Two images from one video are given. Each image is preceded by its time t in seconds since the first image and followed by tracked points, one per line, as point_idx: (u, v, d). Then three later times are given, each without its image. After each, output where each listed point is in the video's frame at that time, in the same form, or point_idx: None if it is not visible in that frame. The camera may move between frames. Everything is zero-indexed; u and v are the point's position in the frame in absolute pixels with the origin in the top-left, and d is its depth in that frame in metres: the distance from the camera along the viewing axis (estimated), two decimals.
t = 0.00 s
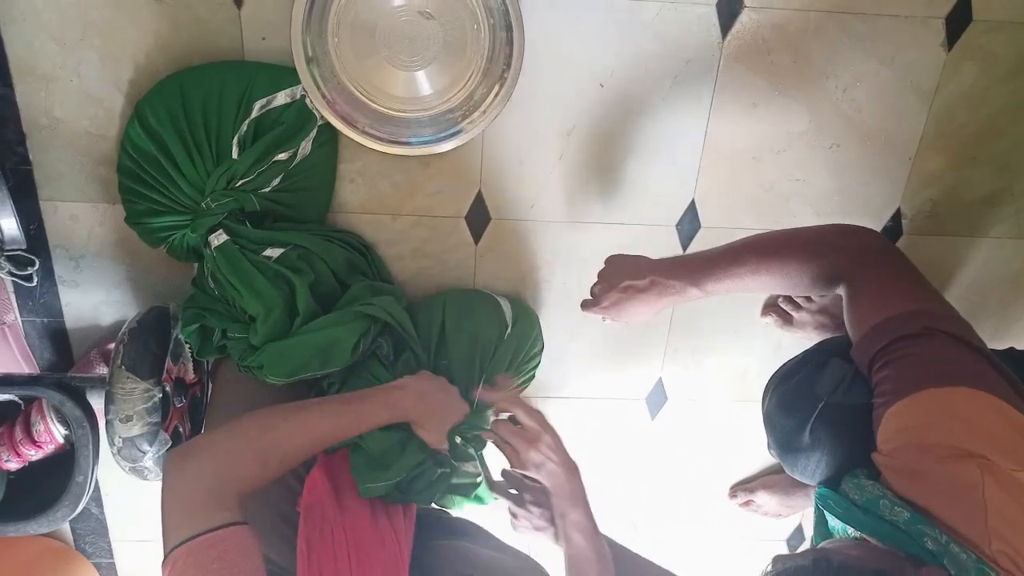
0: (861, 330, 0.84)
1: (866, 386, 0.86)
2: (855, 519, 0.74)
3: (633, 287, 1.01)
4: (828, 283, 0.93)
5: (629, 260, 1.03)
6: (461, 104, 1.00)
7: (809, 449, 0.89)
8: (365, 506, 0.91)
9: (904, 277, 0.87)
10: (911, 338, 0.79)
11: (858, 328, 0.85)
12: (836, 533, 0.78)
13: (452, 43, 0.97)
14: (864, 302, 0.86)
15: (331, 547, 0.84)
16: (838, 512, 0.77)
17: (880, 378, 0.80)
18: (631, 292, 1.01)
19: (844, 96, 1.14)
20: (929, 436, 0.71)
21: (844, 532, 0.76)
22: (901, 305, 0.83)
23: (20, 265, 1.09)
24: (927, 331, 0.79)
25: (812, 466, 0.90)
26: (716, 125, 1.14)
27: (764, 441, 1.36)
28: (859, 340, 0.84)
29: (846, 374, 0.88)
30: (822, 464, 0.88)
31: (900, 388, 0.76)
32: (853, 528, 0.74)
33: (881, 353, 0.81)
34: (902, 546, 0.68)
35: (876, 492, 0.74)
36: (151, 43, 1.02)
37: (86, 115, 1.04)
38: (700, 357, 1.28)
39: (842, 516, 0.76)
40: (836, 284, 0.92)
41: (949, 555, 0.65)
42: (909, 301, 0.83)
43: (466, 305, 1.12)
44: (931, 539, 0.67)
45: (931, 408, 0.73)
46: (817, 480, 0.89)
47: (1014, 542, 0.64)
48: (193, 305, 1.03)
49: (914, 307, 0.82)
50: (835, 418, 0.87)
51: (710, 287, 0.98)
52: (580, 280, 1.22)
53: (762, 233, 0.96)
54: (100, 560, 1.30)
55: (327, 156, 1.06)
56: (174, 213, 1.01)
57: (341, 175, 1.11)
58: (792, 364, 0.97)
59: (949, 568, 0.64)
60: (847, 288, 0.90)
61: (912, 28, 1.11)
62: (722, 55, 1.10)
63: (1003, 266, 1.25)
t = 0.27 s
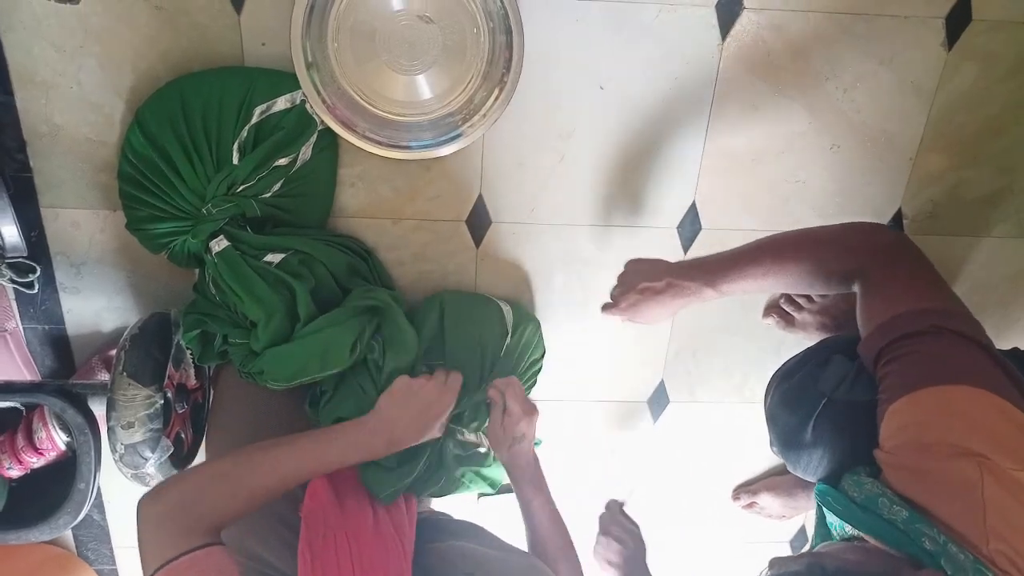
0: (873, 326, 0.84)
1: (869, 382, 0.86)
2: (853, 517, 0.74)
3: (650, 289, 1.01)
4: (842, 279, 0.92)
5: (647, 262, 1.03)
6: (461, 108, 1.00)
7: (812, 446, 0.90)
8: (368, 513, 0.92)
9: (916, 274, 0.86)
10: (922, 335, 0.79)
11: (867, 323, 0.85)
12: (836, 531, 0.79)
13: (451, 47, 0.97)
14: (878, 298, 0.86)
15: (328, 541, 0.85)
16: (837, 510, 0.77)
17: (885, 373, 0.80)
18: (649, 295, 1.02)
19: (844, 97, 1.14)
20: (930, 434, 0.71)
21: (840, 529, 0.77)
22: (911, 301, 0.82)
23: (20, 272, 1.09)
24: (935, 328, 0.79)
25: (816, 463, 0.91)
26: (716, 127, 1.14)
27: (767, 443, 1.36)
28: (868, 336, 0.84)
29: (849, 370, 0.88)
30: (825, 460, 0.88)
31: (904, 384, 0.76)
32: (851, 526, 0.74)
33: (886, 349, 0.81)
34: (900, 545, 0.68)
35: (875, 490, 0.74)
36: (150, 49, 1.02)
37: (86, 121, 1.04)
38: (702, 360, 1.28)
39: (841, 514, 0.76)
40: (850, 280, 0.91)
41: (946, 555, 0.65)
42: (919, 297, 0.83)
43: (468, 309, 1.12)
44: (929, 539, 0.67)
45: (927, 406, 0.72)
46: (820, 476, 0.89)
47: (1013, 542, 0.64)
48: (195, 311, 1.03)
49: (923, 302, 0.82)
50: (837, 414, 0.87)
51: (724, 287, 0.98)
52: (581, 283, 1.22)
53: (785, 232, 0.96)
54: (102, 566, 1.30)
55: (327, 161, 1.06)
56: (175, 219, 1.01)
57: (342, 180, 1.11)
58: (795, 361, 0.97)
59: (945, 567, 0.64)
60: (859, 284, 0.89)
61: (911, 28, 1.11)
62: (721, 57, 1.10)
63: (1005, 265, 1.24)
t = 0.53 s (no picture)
0: (875, 330, 0.84)
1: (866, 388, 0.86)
2: (844, 525, 0.74)
3: (679, 333, 1.11)
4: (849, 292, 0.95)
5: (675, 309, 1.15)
6: (460, 110, 1.00)
7: (808, 451, 0.89)
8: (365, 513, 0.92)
9: (921, 284, 0.87)
10: (922, 341, 0.79)
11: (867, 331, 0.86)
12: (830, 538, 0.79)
13: (450, 48, 0.97)
14: (882, 306, 0.86)
15: (325, 554, 0.83)
16: (830, 517, 0.77)
17: (880, 379, 0.80)
18: (679, 338, 1.11)
19: (843, 97, 1.14)
20: (925, 442, 0.71)
21: (835, 537, 0.77)
22: (913, 310, 0.83)
23: (20, 275, 1.09)
24: (934, 337, 0.79)
25: (811, 468, 0.89)
26: (715, 128, 1.14)
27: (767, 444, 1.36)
28: (869, 340, 0.84)
29: (847, 374, 0.88)
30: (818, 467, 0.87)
31: (900, 390, 0.76)
32: (843, 533, 0.74)
33: (882, 356, 0.82)
34: (891, 555, 0.68)
35: (868, 498, 0.74)
36: (149, 51, 1.02)
37: (85, 124, 1.04)
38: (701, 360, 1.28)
39: (834, 522, 0.75)
40: (856, 291, 0.93)
41: (935, 566, 0.65)
42: (921, 306, 0.83)
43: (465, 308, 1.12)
44: (919, 549, 0.67)
45: (922, 414, 0.73)
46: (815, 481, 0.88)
47: (1004, 555, 0.63)
48: (195, 314, 1.03)
49: (923, 311, 0.82)
50: (833, 416, 0.87)
51: (742, 322, 1.05)
52: (581, 284, 1.22)
53: (799, 258, 1.01)
54: (102, 569, 1.30)
55: (326, 162, 1.06)
56: (174, 222, 1.01)
57: (342, 182, 1.11)
58: (792, 366, 0.97)
59: None
60: (864, 295, 0.91)
61: (909, 28, 1.11)
62: (720, 58, 1.10)
63: (1006, 265, 1.24)
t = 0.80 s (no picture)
0: (877, 334, 0.84)
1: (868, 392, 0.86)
2: (844, 528, 0.73)
3: (690, 336, 1.14)
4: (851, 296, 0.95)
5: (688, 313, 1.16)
6: (461, 109, 1.00)
7: (809, 454, 0.89)
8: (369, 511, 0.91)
9: (923, 288, 0.86)
10: (924, 345, 0.79)
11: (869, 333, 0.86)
12: (830, 539, 0.78)
13: (451, 47, 0.97)
14: (885, 310, 0.86)
15: (336, 556, 0.83)
16: (830, 519, 0.76)
17: (882, 383, 0.80)
18: (692, 341, 1.14)
19: (845, 96, 1.13)
20: (926, 444, 0.71)
21: (835, 538, 0.76)
22: (915, 313, 0.82)
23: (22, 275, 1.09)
24: (936, 340, 0.79)
25: (812, 471, 0.90)
26: (717, 127, 1.14)
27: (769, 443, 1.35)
28: (871, 344, 0.84)
29: (848, 380, 0.88)
30: (820, 470, 0.88)
31: (901, 393, 0.76)
32: (843, 535, 0.73)
33: (884, 359, 0.82)
34: (892, 559, 0.68)
35: (869, 501, 0.73)
36: (150, 51, 1.02)
37: (87, 124, 1.04)
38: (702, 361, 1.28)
39: (834, 524, 0.75)
40: (858, 294, 0.93)
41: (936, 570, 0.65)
42: (923, 309, 0.83)
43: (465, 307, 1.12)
44: (919, 553, 0.66)
45: (921, 419, 0.73)
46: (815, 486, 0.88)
47: (1005, 559, 0.64)
48: (196, 313, 1.03)
49: (924, 314, 0.82)
50: (835, 422, 0.87)
51: (750, 325, 1.06)
52: (582, 284, 1.22)
53: (802, 263, 1.01)
54: (104, 569, 1.30)
55: (328, 162, 1.06)
56: (176, 221, 1.01)
57: (343, 181, 1.11)
58: (792, 367, 0.97)
59: None
60: (866, 298, 0.91)
61: (911, 27, 1.11)
62: (722, 57, 1.10)
63: (1008, 265, 1.24)
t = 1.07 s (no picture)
0: (880, 338, 0.83)
1: (870, 397, 0.86)
2: (844, 532, 0.74)
3: (692, 337, 1.13)
4: (850, 303, 0.95)
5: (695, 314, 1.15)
6: (464, 112, 1.00)
7: (811, 458, 0.89)
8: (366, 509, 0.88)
9: (926, 293, 0.86)
10: (928, 349, 0.78)
11: (871, 338, 0.85)
12: (831, 544, 0.78)
13: (454, 49, 0.97)
14: (888, 314, 0.85)
15: (333, 544, 0.80)
16: (830, 524, 0.76)
17: (884, 386, 0.80)
18: (694, 341, 1.13)
19: (849, 99, 1.13)
20: (927, 450, 0.71)
21: (835, 543, 0.77)
22: (919, 317, 0.82)
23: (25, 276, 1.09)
24: (940, 344, 0.78)
25: (814, 476, 0.90)
26: (720, 130, 1.14)
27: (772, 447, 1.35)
28: (873, 347, 0.83)
29: (850, 384, 0.88)
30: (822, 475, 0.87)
31: (903, 396, 0.75)
32: (843, 540, 0.74)
33: (886, 362, 0.81)
34: (891, 564, 0.68)
35: (869, 506, 0.73)
36: (154, 53, 1.02)
37: (90, 126, 1.04)
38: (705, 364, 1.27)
39: (834, 529, 0.75)
40: (858, 300, 0.93)
41: None
42: (926, 313, 0.82)
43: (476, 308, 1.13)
44: (920, 558, 0.67)
45: (923, 423, 0.72)
46: (817, 490, 0.88)
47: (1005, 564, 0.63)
48: (195, 313, 1.04)
49: (927, 318, 0.81)
50: (838, 428, 0.86)
51: (751, 328, 1.06)
52: (584, 287, 1.21)
53: (806, 266, 1.01)
54: (107, 570, 1.30)
55: (330, 165, 1.06)
56: (178, 223, 1.01)
57: (346, 184, 1.11)
58: (794, 371, 0.97)
59: None
60: (866, 303, 0.91)
61: (916, 30, 1.10)
62: (726, 60, 1.10)
63: (1012, 269, 1.24)
